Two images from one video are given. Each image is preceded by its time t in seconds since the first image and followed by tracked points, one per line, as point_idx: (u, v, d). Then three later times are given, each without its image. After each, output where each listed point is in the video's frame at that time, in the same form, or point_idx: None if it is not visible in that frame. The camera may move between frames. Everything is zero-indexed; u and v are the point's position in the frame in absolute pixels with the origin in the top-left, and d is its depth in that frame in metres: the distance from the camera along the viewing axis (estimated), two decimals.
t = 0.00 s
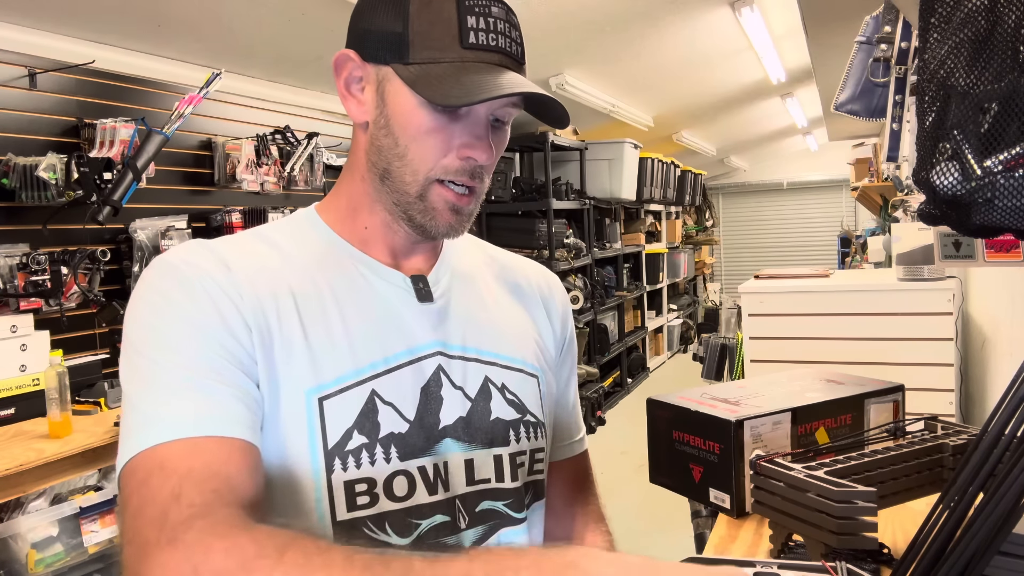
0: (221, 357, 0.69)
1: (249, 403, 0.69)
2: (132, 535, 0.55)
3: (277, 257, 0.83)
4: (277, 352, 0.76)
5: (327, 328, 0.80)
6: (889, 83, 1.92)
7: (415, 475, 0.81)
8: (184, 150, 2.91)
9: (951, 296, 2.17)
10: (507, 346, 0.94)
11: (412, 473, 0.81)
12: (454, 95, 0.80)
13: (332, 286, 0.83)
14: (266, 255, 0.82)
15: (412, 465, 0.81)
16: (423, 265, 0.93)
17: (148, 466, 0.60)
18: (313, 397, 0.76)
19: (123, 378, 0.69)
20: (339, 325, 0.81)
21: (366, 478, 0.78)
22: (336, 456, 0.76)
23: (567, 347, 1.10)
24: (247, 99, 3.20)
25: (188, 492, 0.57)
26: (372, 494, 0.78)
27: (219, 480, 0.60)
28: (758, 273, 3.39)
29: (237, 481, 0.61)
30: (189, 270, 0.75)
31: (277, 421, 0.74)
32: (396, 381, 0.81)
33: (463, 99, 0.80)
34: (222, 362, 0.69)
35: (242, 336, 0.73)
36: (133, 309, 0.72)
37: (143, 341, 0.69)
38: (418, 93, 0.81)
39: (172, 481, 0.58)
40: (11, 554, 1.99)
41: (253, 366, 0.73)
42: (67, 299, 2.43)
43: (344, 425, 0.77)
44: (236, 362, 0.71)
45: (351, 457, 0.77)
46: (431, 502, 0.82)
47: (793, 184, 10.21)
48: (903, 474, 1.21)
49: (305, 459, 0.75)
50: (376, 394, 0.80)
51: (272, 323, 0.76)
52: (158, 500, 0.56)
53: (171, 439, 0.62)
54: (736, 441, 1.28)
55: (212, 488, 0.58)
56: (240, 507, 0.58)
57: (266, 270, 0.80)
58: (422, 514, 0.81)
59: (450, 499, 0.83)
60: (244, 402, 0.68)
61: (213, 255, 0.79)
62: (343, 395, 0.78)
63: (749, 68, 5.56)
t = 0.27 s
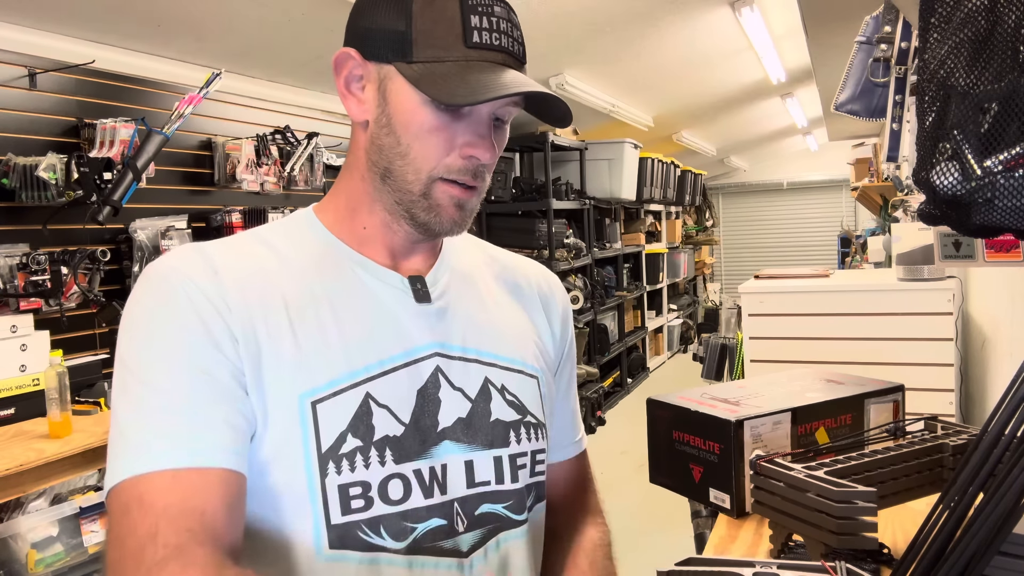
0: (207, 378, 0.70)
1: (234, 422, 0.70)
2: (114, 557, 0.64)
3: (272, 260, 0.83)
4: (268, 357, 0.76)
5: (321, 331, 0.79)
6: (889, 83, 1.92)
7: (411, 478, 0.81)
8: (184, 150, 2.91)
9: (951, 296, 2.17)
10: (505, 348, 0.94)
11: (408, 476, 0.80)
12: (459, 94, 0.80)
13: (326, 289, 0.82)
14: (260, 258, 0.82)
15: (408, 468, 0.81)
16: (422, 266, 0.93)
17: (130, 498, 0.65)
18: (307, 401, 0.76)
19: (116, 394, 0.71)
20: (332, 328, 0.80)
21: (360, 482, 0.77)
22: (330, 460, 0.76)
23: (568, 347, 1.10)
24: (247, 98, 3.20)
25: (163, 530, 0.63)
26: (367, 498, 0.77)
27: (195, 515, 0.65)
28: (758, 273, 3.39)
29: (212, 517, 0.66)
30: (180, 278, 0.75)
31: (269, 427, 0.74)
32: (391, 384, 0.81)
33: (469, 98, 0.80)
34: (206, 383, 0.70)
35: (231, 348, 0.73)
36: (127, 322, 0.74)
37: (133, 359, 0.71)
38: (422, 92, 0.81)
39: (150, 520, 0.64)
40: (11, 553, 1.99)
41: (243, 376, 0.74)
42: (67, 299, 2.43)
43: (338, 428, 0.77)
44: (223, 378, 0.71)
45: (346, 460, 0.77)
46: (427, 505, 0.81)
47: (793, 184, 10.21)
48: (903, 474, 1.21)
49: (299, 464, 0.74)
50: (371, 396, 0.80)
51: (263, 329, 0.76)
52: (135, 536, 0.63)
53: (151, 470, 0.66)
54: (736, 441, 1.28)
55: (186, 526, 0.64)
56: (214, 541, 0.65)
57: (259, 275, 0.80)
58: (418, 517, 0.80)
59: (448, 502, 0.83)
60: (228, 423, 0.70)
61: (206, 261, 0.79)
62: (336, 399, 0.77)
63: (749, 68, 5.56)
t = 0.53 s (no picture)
0: (199, 395, 0.71)
1: (228, 435, 0.71)
2: None
3: (266, 264, 0.82)
4: (262, 363, 0.76)
5: (315, 336, 0.79)
6: (889, 83, 1.92)
7: (410, 480, 0.81)
8: (184, 150, 2.91)
9: (951, 296, 2.17)
10: (503, 348, 0.94)
11: (407, 479, 0.80)
12: (464, 94, 0.80)
13: (321, 292, 0.82)
14: (254, 261, 0.82)
15: (406, 471, 0.81)
16: (419, 267, 0.93)
17: (129, 519, 0.67)
18: (304, 406, 0.76)
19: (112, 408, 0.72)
20: (327, 332, 0.80)
21: (359, 486, 0.77)
22: (328, 464, 0.76)
23: (564, 345, 1.10)
24: (247, 98, 3.20)
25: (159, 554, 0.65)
26: (367, 501, 0.77)
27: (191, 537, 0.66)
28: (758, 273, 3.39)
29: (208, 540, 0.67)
30: (172, 287, 0.75)
31: (265, 434, 0.75)
32: (389, 387, 0.81)
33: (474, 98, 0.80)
34: (198, 399, 0.71)
35: (224, 360, 0.73)
36: (121, 333, 0.75)
37: (127, 374, 0.72)
38: (425, 92, 0.81)
39: (148, 544, 0.65)
40: (11, 554, 1.99)
41: (237, 387, 0.74)
42: (67, 299, 2.43)
43: (336, 432, 0.77)
44: (216, 393, 0.72)
45: (344, 464, 0.77)
46: (427, 508, 0.81)
47: (793, 184, 10.21)
48: (903, 474, 1.21)
49: (297, 470, 0.74)
50: (369, 400, 0.79)
51: (257, 336, 0.76)
52: (134, 560, 0.65)
53: (148, 492, 0.67)
54: (735, 441, 1.28)
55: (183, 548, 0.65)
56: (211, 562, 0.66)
57: (252, 281, 0.79)
58: (417, 521, 0.80)
59: (448, 504, 0.83)
60: (222, 440, 0.71)
61: (198, 266, 0.78)
62: (333, 403, 0.77)
63: (749, 68, 5.56)
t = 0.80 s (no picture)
0: (196, 399, 0.71)
1: (225, 439, 0.71)
2: None
3: (264, 265, 0.82)
4: (259, 364, 0.75)
5: (313, 335, 0.79)
6: (889, 83, 1.92)
7: (410, 479, 0.81)
8: (184, 150, 2.91)
9: (951, 296, 2.17)
10: (501, 347, 0.94)
11: (407, 478, 0.80)
12: (467, 87, 0.80)
13: (319, 291, 0.82)
14: (251, 262, 0.81)
15: (406, 470, 0.81)
16: (418, 266, 0.93)
17: (125, 524, 0.67)
18: (303, 406, 0.76)
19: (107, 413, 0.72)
20: (327, 331, 0.80)
21: (360, 485, 0.77)
22: (328, 464, 0.76)
23: (561, 343, 1.10)
24: (247, 98, 3.20)
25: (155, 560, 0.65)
26: (367, 501, 0.77)
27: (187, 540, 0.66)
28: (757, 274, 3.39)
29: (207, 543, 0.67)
30: (169, 289, 0.75)
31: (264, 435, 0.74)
32: (388, 386, 0.81)
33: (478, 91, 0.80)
34: (196, 403, 0.71)
35: (221, 363, 0.73)
36: (118, 337, 0.75)
37: (123, 378, 0.72)
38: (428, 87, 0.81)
39: (145, 547, 0.65)
40: (11, 554, 1.98)
41: (235, 390, 0.74)
42: (67, 299, 2.43)
43: (336, 432, 0.77)
44: (214, 398, 0.72)
45: (344, 464, 0.77)
46: (427, 507, 0.81)
47: (793, 184, 10.21)
48: (903, 473, 1.21)
49: (297, 469, 0.74)
50: (368, 399, 0.79)
51: (255, 337, 0.76)
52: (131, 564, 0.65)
53: (144, 496, 0.67)
54: (736, 441, 1.28)
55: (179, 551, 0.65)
56: (208, 566, 0.66)
57: (250, 282, 0.79)
58: (417, 519, 0.80)
59: (447, 503, 0.83)
60: (220, 443, 0.71)
61: (195, 268, 0.78)
62: (331, 403, 0.77)
63: (749, 68, 5.56)
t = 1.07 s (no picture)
0: (197, 408, 0.71)
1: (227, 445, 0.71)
2: None
3: (262, 267, 0.81)
4: (261, 366, 0.75)
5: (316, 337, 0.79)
6: (889, 84, 1.92)
7: (413, 480, 0.81)
8: (184, 150, 2.91)
9: (951, 296, 2.17)
10: (502, 347, 0.94)
11: (410, 478, 0.81)
12: (469, 84, 0.81)
13: (320, 292, 0.82)
14: (250, 263, 0.81)
15: (409, 470, 0.81)
16: (419, 266, 0.93)
17: (128, 537, 0.67)
18: (305, 408, 0.75)
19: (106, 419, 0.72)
20: (329, 333, 0.79)
21: (363, 486, 0.77)
22: (332, 465, 0.76)
23: (560, 343, 1.10)
24: (247, 99, 3.20)
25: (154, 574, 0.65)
26: (371, 501, 0.77)
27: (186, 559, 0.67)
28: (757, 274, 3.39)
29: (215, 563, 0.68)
30: (167, 290, 0.74)
31: (267, 437, 0.74)
32: (391, 386, 0.81)
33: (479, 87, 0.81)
34: (197, 412, 0.71)
35: (221, 369, 0.73)
36: (116, 341, 0.74)
37: (122, 382, 0.71)
38: (430, 84, 0.81)
39: (146, 562, 0.66)
40: (11, 554, 1.99)
41: (236, 396, 0.74)
42: (67, 300, 2.43)
43: (339, 433, 0.77)
44: (215, 405, 0.72)
45: (348, 464, 0.77)
46: (430, 507, 0.81)
47: (793, 184, 10.21)
48: (903, 474, 1.21)
49: (300, 470, 0.74)
50: (372, 400, 0.79)
51: (256, 339, 0.76)
52: None
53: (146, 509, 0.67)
54: (736, 442, 1.28)
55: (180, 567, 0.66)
56: None
57: (248, 285, 0.79)
58: (421, 520, 0.80)
59: (450, 503, 0.83)
60: (222, 452, 0.71)
61: (194, 268, 0.78)
62: (334, 405, 0.77)
63: (749, 69, 5.56)
